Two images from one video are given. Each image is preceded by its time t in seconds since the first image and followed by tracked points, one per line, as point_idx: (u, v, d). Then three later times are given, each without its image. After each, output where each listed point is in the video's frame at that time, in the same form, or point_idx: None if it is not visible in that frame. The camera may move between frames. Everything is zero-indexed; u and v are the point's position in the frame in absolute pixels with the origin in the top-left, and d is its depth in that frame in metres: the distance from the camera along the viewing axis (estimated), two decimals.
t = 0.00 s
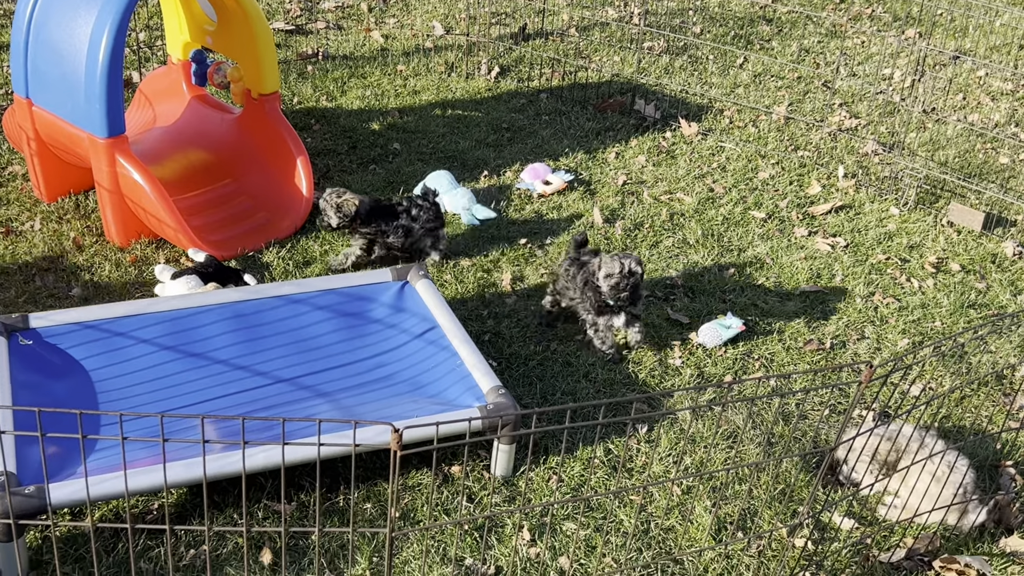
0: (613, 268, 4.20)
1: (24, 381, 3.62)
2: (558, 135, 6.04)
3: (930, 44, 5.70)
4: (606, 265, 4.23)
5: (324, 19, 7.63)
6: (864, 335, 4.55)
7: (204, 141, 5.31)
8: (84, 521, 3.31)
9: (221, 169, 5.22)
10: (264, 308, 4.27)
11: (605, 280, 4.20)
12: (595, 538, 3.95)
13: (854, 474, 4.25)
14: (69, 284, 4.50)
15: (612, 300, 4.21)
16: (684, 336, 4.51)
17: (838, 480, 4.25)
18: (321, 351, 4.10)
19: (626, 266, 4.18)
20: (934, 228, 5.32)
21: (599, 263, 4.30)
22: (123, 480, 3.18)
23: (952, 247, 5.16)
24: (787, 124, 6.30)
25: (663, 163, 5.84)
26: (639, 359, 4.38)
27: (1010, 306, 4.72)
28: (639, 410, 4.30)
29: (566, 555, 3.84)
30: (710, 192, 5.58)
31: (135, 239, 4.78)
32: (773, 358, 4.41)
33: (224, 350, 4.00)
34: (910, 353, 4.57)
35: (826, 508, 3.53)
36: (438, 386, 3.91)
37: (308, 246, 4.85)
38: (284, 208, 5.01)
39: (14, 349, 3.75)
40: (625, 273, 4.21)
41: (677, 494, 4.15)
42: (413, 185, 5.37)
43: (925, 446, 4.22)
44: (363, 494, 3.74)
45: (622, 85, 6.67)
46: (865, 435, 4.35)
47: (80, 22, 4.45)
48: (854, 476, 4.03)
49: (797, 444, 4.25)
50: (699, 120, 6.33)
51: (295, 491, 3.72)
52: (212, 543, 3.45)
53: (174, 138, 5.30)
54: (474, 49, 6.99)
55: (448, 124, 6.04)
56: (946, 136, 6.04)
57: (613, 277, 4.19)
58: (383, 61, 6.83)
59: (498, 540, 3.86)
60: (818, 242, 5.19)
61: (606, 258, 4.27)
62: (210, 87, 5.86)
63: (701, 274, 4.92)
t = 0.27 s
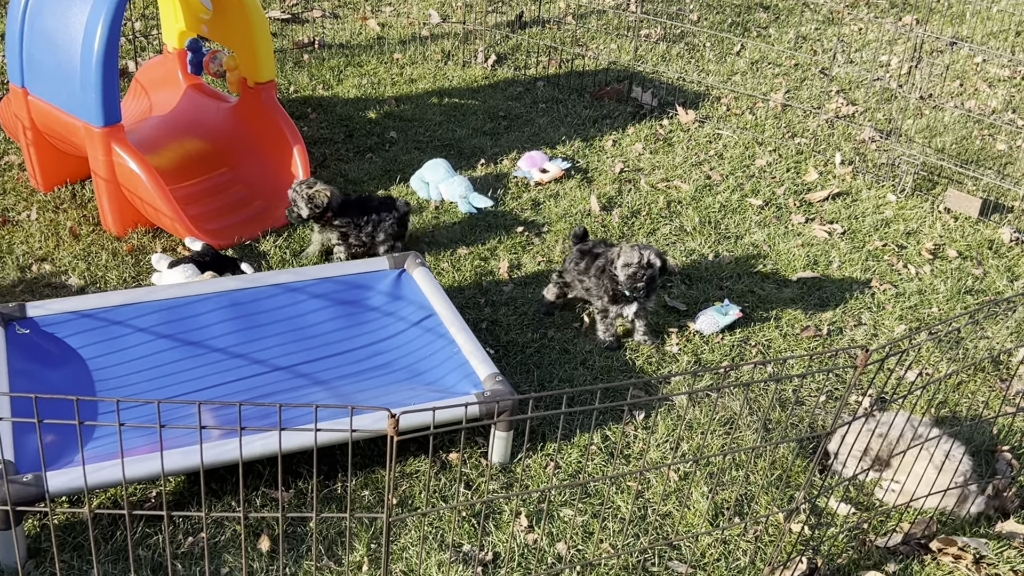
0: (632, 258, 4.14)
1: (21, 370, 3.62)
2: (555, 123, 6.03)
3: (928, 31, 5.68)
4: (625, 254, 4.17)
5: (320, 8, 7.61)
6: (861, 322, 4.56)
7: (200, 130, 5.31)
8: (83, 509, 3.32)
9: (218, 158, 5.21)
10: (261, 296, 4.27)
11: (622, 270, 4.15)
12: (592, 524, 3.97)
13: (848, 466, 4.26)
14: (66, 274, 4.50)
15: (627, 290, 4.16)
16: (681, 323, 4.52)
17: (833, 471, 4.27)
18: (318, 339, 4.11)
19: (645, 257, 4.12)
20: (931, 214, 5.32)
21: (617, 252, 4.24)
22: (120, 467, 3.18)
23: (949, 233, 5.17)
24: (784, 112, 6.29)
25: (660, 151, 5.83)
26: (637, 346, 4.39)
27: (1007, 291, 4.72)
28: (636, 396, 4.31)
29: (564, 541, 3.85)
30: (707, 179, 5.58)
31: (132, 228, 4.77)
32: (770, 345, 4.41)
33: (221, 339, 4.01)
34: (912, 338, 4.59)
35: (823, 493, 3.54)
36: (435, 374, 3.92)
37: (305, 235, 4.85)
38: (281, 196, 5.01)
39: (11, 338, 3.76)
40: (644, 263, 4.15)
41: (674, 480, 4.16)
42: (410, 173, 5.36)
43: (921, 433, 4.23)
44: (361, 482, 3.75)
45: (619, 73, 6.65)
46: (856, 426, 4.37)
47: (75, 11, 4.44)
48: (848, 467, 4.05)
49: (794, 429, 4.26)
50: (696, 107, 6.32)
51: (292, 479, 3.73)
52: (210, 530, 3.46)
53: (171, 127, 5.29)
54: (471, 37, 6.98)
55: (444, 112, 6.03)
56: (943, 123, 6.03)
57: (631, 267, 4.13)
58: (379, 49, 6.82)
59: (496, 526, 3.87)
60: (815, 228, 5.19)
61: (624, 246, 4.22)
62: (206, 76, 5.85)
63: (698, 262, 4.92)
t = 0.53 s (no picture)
0: (631, 253, 4.14)
1: (19, 363, 3.61)
2: (553, 115, 6.02)
3: (926, 20, 5.67)
4: (625, 249, 4.17)
5: None
6: (860, 312, 4.56)
7: (198, 122, 5.28)
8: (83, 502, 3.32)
9: (215, 150, 5.19)
10: (259, 288, 4.26)
11: (621, 264, 4.15)
12: (592, 515, 3.98)
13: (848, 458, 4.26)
14: (64, 266, 4.49)
15: (626, 285, 4.16)
16: (680, 314, 4.52)
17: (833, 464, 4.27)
18: (317, 331, 4.10)
19: (644, 253, 4.11)
20: (929, 204, 5.32)
21: (618, 246, 4.24)
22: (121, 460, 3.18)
23: (947, 224, 5.17)
24: (782, 102, 6.28)
25: (658, 142, 5.82)
26: (635, 338, 4.39)
27: (1005, 281, 4.73)
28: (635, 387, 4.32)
29: (563, 532, 3.86)
30: (705, 169, 5.57)
31: (130, 220, 4.76)
32: (768, 335, 4.42)
33: (219, 331, 4.00)
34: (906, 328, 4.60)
35: (823, 483, 3.55)
36: (434, 365, 3.92)
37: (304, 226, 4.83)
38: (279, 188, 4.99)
39: (9, 331, 3.75)
40: (643, 259, 4.14)
41: (673, 471, 4.17)
42: (408, 165, 5.36)
43: (920, 426, 4.24)
44: (361, 473, 3.75)
45: (618, 63, 6.64)
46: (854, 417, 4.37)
47: (72, 3, 4.42)
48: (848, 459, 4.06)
49: (793, 420, 4.27)
50: (694, 98, 6.31)
51: (292, 471, 3.73)
52: (210, 523, 3.46)
53: (168, 119, 5.27)
54: (468, 28, 6.96)
55: (442, 104, 6.02)
56: (941, 113, 6.03)
57: (630, 262, 4.13)
58: (376, 41, 6.80)
59: (495, 518, 3.88)
60: (814, 219, 5.19)
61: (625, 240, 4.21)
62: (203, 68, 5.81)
63: (696, 253, 4.92)
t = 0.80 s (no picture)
0: (627, 256, 4.13)
1: (15, 357, 3.61)
2: (550, 107, 6.00)
3: (923, 13, 5.65)
4: (620, 252, 4.16)
5: None
6: (857, 305, 4.55)
7: (194, 115, 5.27)
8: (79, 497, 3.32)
9: (211, 143, 5.18)
10: (255, 282, 4.26)
11: (617, 268, 4.15)
12: (588, 509, 3.98)
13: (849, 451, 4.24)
14: (59, 260, 4.48)
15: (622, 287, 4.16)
16: (677, 307, 4.52)
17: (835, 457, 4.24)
18: (313, 325, 4.10)
19: (639, 257, 4.11)
20: (926, 197, 5.31)
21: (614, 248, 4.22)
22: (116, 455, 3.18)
23: (945, 216, 5.16)
24: (779, 95, 6.26)
25: (656, 134, 5.81)
26: (632, 331, 4.39)
27: (1002, 274, 4.72)
28: (631, 380, 4.32)
29: (559, 525, 3.86)
30: (702, 162, 5.56)
31: (125, 214, 4.75)
32: (765, 328, 4.41)
33: (215, 325, 4.00)
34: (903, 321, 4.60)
35: (818, 476, 3.55)
36: (431, 359, 3.92)
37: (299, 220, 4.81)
38: (275, 181, 4.97)
39: (4, 326, 3.75)
40: (639, 263, 4.13)
41: (670, 464, 4.17)
42: (404, 158, 5.34)
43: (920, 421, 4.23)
44: (357, 468, 3.75)
45: (615, 56, 6.62)
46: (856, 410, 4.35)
47: None
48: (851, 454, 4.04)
49: (789, 413, 4.26)
50: (692, 90, 6.29)
51: (288, 465, 3.73)
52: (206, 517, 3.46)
53: (163, 112, 5.25)
54: (465, 21, 6.93)
55: (439, 97, 6.00)
56: (939, 106, 6.01)
57: (625, 266, 4.13)
58: (373, 33, 6.77)
59: (492, 511, 3.89)
60: (811, 212, 5.18)
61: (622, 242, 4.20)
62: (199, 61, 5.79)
63: (693, 246, 4.91)
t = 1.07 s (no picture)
0: (648, 257, 4.16)
1: (10, 351, 3.60)
2: (548, 101, 5.98)
3: (922, 6, 5.63)
4: (642, 253, 4.16)
5: None
6: (854, 299, 4.55)
7: (190, 109, 5.24)
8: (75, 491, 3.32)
9: (208, 136, 5.16)
10: (251, 276, 4.25)
11: (639, 269, 4.15)
12: (585, 503, 3.98)
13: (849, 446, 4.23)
14: (55, 254, 4.47)
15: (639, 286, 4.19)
16: (674, 301, 4.51)
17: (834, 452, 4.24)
18: (309, 318, 4.09)
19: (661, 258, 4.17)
20: (925, 190, 5.30)
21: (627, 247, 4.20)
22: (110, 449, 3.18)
23: (943, 210, 5.15)
24: (778, 88, 6.24)
25: (653, 128, 5.79)
26: (629, 325, 4.38)
27: (1000, 268, 4.71)
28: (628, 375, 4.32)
29: (556, 519, 3.87)
30: (700, 156, 5.54)
31: (121, 208, 4.73)
32: (762, 322, 4.41)
33: (211, 319, 3.99)
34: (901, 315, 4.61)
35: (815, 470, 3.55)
36: (427, 353, 3.91)
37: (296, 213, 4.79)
38: (272, 176, 4.95)
39: None
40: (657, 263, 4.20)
41: (666, 458, 4.17)
42: (401, 151, 5.32)
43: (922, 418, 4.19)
44: (353, 462, 3.75)
45: (613, 49, 6.60)
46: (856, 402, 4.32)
47: None
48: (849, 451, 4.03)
49: (787, 407, 4.26)
50: (690, 83, 6.27)
51: (284, 459, 3.73)
52: (202, 512, 3.46)
53: (160, 105, 5.23)
54: (462, 13, 6.90)
55: (436, 90, 5.98)
56: (937, 99, 5.99)
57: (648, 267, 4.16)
58: (370, 26, 6.75)
59: (488, 505, 3.89)
60: (809, 205, 5.17)
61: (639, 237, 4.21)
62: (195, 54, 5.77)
63: (691, 239, 4.90)
